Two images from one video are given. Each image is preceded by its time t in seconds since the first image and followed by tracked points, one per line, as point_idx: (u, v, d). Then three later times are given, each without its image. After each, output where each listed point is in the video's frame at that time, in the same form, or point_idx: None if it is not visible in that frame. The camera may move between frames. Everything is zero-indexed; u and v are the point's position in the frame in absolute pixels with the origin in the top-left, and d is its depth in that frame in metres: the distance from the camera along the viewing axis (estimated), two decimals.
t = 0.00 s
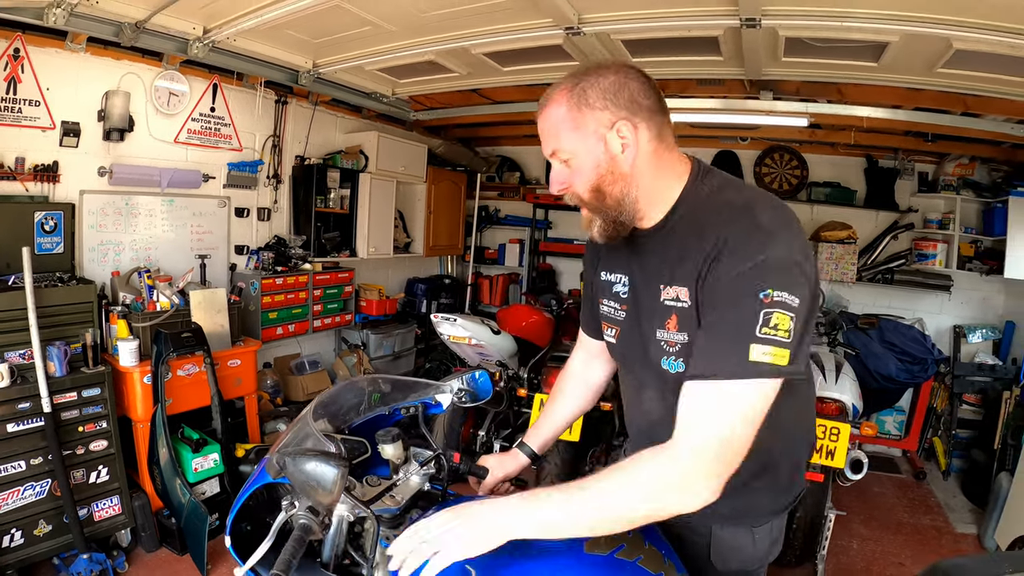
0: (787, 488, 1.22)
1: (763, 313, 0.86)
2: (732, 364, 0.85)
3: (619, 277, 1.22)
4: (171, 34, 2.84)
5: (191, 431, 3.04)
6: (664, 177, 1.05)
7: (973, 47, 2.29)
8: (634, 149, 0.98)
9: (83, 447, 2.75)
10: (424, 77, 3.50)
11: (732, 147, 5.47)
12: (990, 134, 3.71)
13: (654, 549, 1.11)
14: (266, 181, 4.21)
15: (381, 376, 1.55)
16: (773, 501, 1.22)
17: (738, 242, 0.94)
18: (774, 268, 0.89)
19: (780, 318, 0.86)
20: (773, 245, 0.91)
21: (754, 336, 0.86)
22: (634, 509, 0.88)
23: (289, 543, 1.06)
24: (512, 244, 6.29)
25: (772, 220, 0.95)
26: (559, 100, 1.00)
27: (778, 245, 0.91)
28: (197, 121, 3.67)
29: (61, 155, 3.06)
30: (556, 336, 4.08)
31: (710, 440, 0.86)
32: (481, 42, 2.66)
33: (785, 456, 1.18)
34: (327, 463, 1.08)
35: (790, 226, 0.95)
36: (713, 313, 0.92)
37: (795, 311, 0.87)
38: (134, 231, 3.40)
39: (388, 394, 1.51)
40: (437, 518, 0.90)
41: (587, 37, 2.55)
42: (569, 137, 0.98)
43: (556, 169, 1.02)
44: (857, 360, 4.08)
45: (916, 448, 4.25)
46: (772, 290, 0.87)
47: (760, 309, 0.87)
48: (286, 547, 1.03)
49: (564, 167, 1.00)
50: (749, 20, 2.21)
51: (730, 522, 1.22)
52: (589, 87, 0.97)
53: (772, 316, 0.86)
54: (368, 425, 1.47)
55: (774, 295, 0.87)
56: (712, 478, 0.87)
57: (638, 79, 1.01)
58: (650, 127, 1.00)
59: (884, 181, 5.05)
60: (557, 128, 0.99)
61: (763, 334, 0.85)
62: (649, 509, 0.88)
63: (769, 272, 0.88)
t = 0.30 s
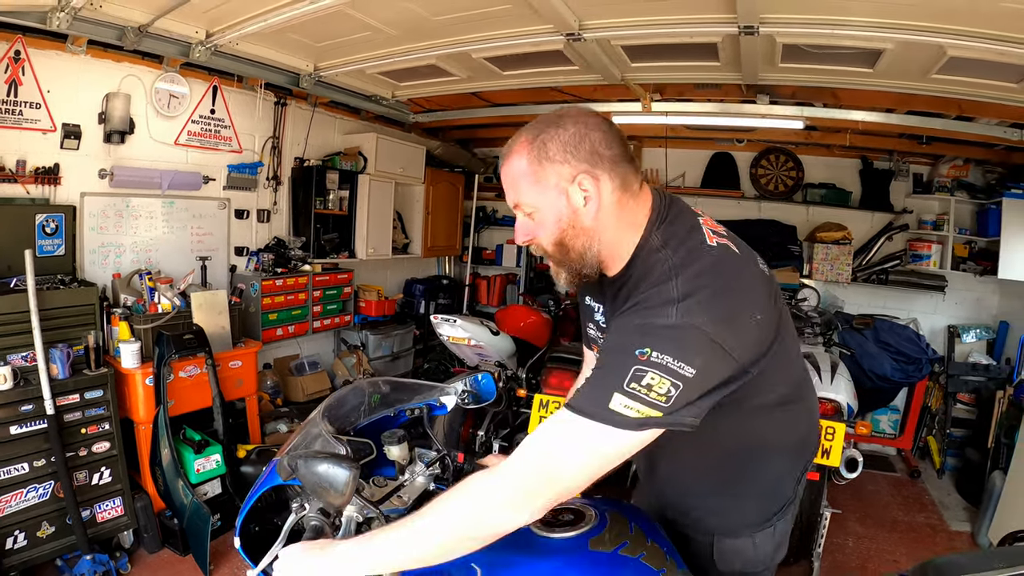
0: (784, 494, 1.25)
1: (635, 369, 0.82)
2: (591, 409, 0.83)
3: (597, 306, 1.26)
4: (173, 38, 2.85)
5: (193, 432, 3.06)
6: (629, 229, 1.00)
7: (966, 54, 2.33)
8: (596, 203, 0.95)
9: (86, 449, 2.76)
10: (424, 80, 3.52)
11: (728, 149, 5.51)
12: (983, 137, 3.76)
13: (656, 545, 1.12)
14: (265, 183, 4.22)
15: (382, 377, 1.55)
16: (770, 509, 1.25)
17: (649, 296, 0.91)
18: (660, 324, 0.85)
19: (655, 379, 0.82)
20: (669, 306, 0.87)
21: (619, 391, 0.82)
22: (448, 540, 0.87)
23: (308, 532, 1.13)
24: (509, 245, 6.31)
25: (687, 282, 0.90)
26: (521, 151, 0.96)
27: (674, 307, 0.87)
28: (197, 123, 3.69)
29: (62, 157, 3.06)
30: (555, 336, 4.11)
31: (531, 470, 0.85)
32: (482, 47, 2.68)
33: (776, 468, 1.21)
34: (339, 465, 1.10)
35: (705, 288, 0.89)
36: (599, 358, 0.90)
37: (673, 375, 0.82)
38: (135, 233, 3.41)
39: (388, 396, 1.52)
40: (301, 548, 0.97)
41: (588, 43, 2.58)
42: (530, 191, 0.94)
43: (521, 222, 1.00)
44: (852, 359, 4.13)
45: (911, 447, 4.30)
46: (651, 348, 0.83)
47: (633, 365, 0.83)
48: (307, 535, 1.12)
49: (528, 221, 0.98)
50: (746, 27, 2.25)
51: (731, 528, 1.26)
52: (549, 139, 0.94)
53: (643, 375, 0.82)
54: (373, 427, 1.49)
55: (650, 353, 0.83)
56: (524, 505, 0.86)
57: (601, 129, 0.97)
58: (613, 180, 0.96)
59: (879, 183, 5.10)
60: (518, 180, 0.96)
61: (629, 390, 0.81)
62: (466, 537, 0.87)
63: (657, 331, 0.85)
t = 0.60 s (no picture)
0: (779, 487, 1.28)
1: (633, 369, 0.85)
2: (592, 410, 0.85)
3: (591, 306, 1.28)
4: (178, 37, 2.87)
5: (196, 428, 3.08)
6: (614, 227, 1.02)
7: (960, 54, 2.37)
8: (572, 204, 0.98)
9: (90, 445, 2.78)
10: (426, 79, 3.54)
11: (726, 148, 5.55)
12: (979, 136, 3.79)
13: (657, 531, 1.16)
14: (266, 181, 4.24)
15: (382, 373, 1.57)
16: (766, 503, 1.28)
17: (643, 296, 0.94)
18: (654, 324, 0.87)
19: (654, 377, 0.84)
20: (663, 305, 0.89)
21: (619, 390, 0.85)
22: (471, 546, 0.89)
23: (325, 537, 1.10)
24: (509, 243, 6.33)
25: (680, 278, 0.92)
26: (499, 162, 1.02)
27: (667, 305, 0.89)
28: (199, 122, 3.71)
29: (65, 155, 3.08)
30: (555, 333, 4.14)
31: (550, 477, 0.88)
32: (484, 46, 2.70)
33: (770, 463, 1.23)
34: (350, 454, 1.13)
35: (696, 285, 0.91)
36: (598, 360, 0.92)
37: (671, 370, 0.84)
38: (137, 231, 3.43)
39: (389, 392, 1.54)
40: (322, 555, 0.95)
41: (589, 43, 2.60)
42: (510, 199, 1.00)
43: (508, 229, 1.06)
44: (849, 356, 4.17)
45: (908, 443, 4.34)
46: (646, 347, 0.86)
47: (631, 364, 0.85)
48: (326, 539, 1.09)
49: (512, 227, 1.03)
50: (745, 28, 2.28)
51: (726, 521, 1.29)
52: (521, 147, 0.99)
53: (641, 373, 0.84)
54: (377, 420, 1.52)
55: (647, 351, 0.85)
56: (546, 512, 0.89)
57: (574, 134, 1.01)
58: (589, 179, 0.99)
59: (876, 181, 5.14)
60: (499, 190, 1.02)
61: (629, 390, 0.84)
62: (490, 543, 0.90)
63: (650, 330, 0.87)
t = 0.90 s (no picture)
0: (775, 479, 1.29)
1: (651, 362, 0.86)
2: (609, 405, 0.86)
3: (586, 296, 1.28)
4: (181, 33, 2.88)
5: (196, 424, 3.09)
6: (606, 216, 1.05)
7: (957, 52, 2.39)
8: (567, 194, 1.01)
9: (90, 441, 2.78)
10: (427, 76, 3.55)
11: (724, 146, 5.57)
12: (975, 135, 3.82)
13: (662, 522, 1.17)
14: (266, 178, 4.25)
15: (382, 369, 1.58)
16: (763, 496, 1.29)
17: (650, 287, 0.94)
18: (669, 317, 0.88)
19: (670, 369, 0.86)
20: (677, 298, 0.90)
21: (637, 382, 0.86)
22: (490, 546, 0.91)
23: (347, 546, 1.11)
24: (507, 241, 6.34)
25: (687, 269, 0.93)
26: (493, 152, 1.06)
27: (680, 297, 0.90)
28: (200, 119, 3.71)
29: (66, 152, 3.09)
30: (554, 330, 4.16)
31: (563, 477, 0.88)
32: (486, 44, 2.72)
33: (766, 456, 1.24)
34: (353, 445, 1.14)
35: (707, 274, 0.93)
36: (610, 354, 0.92)
37: (686, 362, 0.86)
38: (137, 228, 3.44)
39: (388, 388, 1.55)
40: (344, 547, 1.01)
41: (589, 41, 2.62)
42: (504, 188, 1.04)
43: (503, 219, 1.09)
44: (847, 354, 4.19)
45: (905, 440, 4.37)
46: (662, 340, 0.87)
47: (649, 357, 0.86)
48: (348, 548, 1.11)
49: (507, 217, 1.07)
50: (745, 26, 2.29)
51: (722, 515, 1.30)
52: (515, 137, 1.03)
53: (659, 365, 0.85)
54: (377, 414, 1.53)
55: (663, 344, 0.86)
56: (560, 512, 0.89)
57: (566, 122, 1.04)
58: (581, 168, 1.02)
59: (873, 179, 5.17)
60: (493, 180, 1.05)
61: (645, 383, 0.85)
62: (506, 545, 0.91)
63: (664, 322, 0.88)
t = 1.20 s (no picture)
0: (775, 475, 1.27)
1: (640, 365, 0.83)
2: (596, 408, 0.83)
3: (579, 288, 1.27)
4: (177, 26, 2.85)
5: (193, 422, 3.06)
6: (601, 212, 1.02)
7: (960, 47, 2.38)
8: (561, 187, 0.99)
9: (86, 440, 2.75)
10: (425, 72, 3.53)
11: (723, 143, 5.55)
12: (977, 131, 3.80)
13: (666, 519, 1.15)
14: (264, 175, 4.22)
15: (380, 366, 1.57)
16: (763, 492, 1.28)
17: (645, 292, 0.92)
18: (662, 321, 0.86)
19: (660, 374, 0.83)
20: (672, 301, 0.87)
21: (625, 387, 0.83)
22: (465, 545, 0.86)
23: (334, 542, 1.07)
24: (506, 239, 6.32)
25: (684, 273, 0.91)
26: (485, 144, 1.04)
27: (674, 301, 0.87)
28: (197, 115, 3.69)
29: (62, 148, 3.05)
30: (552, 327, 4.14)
31: (544, 474, 0.85)
32: (485, 38, 2.70)
33: (767, 452, 1.22)
34: (353, 441, 1.12)
35: (703, 278, 0.90)
36: (599, 355, 0.90)
37: (677, 368, 0.83)
38: (134, 225, 3.41)
39: (387, 385, 1.53)
40: (327, 539, 1.01)
41: (590, 35, 2.60)
42: (496, 181, 1.02)
43: (497, 213, 1.08)
44: (847, 351, 4.18)
45: (905, 438, 4.36)
46: (652, 343, 0.84)
47: (637, 361, 0.83)
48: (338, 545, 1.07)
49: (500, 210, 1.05)
50: (746, 20, 2.27)
51: (723, 511, 1.28)
52: (507, 129, 1.01)
53: (648, 370, 0.83)
54: (378, 411, 1.50)
55: (653, 348, 0.84)
56: (537, 511, 0.85)
57: (560, 114, 1.01)
58: (575, 162, 1.00)
59: (873, 177, 5.16)
60: (486, 173, 1.04)
61: (634, 388, 0.82)
62: (481, 544, 0.87)
63: (655, 325, 0.85)
